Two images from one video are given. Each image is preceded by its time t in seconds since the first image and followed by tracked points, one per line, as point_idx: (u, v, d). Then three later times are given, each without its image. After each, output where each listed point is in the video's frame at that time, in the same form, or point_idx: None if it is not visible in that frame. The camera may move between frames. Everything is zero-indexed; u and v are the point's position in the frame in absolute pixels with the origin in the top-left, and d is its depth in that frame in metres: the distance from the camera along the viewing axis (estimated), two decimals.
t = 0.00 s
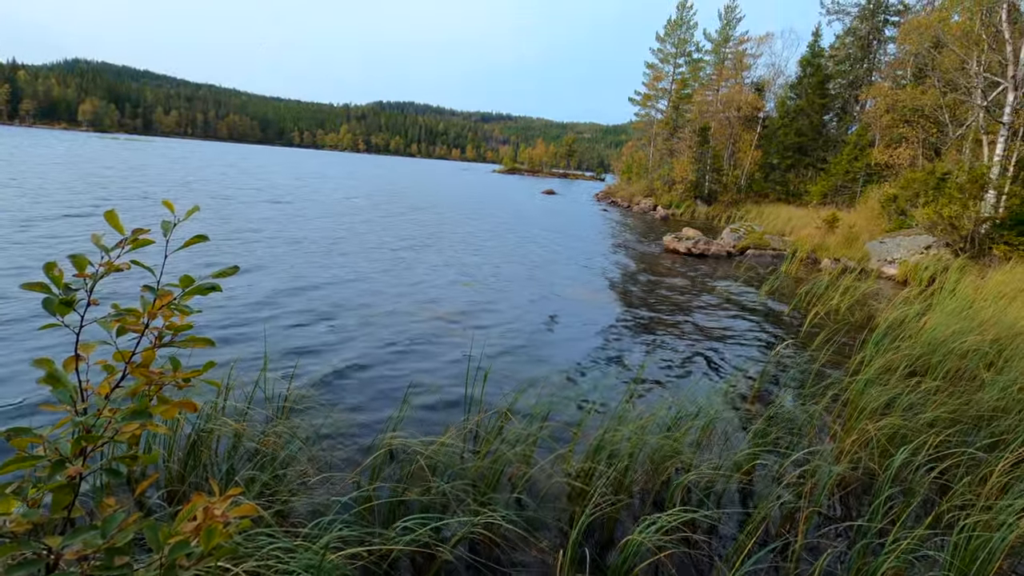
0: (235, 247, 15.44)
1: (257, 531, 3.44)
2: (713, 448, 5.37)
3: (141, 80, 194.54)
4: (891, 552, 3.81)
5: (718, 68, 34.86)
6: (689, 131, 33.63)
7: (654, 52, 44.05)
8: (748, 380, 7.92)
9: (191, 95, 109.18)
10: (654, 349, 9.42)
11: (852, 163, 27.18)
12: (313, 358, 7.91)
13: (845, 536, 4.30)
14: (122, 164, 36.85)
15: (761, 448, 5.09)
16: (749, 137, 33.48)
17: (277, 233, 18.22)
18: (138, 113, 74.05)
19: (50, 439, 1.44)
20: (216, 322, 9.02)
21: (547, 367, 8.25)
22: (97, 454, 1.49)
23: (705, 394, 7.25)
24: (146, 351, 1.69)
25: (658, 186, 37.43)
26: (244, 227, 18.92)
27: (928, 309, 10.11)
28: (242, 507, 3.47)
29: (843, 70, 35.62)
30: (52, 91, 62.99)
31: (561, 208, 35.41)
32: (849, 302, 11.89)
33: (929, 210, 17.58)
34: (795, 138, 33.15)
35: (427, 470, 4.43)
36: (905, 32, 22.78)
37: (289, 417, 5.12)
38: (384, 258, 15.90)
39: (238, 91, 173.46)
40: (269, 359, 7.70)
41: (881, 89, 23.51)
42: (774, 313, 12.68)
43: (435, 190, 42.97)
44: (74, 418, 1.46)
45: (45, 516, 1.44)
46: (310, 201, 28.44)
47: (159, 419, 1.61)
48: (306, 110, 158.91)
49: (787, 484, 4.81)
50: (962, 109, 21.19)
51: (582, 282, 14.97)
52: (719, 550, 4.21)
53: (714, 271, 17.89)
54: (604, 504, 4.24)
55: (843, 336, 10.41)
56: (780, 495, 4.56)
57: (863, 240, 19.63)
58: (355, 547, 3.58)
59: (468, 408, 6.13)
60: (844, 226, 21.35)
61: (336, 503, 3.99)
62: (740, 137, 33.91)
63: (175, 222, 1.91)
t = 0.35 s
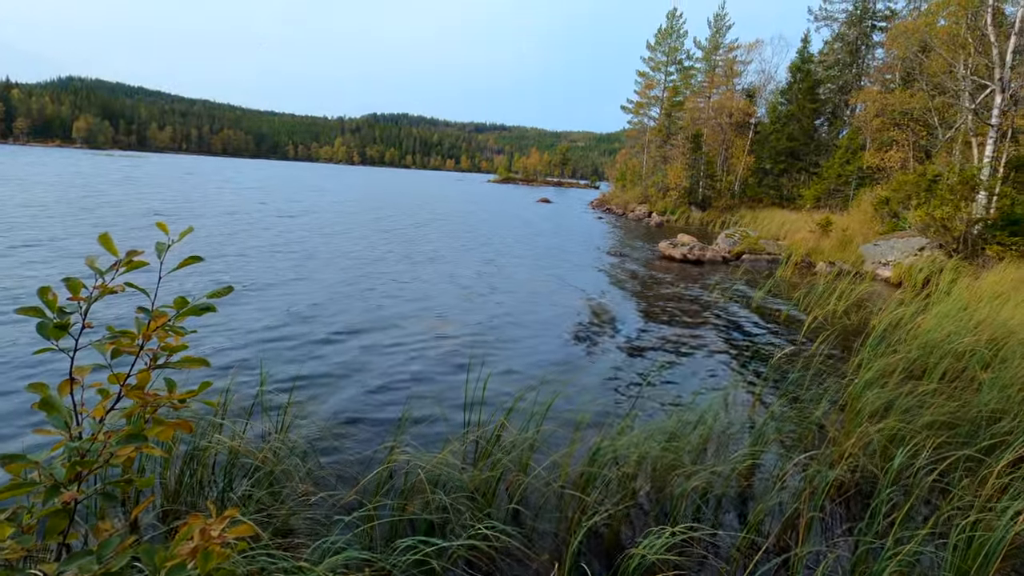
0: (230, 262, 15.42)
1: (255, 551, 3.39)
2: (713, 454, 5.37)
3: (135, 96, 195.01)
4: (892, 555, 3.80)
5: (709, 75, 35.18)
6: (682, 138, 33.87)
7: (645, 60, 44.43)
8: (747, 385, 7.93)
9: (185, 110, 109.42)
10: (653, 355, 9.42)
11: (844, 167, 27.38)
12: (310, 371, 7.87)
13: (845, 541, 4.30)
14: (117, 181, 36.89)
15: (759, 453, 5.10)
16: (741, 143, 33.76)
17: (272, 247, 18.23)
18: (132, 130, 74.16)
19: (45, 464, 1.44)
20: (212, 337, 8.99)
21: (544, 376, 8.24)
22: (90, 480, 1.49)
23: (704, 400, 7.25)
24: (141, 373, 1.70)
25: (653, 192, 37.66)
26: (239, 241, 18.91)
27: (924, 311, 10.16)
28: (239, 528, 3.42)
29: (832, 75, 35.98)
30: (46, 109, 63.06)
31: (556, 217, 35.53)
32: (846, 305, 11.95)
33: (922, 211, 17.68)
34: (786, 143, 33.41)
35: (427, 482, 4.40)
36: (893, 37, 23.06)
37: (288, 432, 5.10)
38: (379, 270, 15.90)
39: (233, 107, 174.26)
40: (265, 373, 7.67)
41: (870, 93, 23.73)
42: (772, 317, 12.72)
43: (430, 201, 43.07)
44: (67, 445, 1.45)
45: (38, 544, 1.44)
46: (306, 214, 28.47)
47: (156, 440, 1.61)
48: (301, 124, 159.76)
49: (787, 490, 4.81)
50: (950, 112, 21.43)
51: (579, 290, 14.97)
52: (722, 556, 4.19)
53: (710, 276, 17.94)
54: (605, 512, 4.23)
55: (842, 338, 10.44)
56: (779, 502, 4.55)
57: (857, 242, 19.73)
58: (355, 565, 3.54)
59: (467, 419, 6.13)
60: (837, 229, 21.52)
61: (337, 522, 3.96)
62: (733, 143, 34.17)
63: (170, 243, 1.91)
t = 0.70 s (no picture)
0: (219, 285, 15.31)
1: None
2: (709, 466, 5.35)
3: (121, 120, 194.59)
4: (892, 562, 3.79)
5: (692, 88, 35.69)
6: (668, 150, 34.24)
7: (629, 74, 45.07)
8: (739, 395, 7.96)
9: (172, 134, 109.38)
10: (645, 368, 9.45)
11: (828, 174, 27.78)
12: (300, 394, 7.78)
13: (845, 550, 4.27)
14: (103, 206, 36.65)
15: (756, 465, 5.08)
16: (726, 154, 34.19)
17: (261, 269, 18.14)
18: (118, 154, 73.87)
19: (26, 508, 1.41)
20: (200, 362, 8.89)
21: (537, 392, 8.21)
22: (74, 524, 1.46)
23: (697, 411, 7.25)
24: (126, 412, 1.67)
25: (641, 204, 37.96)
26: (227, 264, 18.81)
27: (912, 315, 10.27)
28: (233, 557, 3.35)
29: (812, 84, 36.61)
30: (31, 135, 62.68)
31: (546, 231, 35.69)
32: (834, 311, 12.07)
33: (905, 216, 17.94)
34: (771, 152, 33.88)
35: (423, 504, 4.34)
36: (870, 46, 23.53)
37: (279, 457, 5.02)
38: (370, 289, 15.85)
39: (220, 129, 174.31)
40: (255, 397, 7.57)
41: (850, 102, 24.18)
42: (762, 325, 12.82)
43: (420, 218, 43.18)
44: (49, 490, 1.43)
45: None
46: (295, 235, 28.39)
47: (141, 480, 1.59)
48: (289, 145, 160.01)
49: (783, 499, 4.80)
50: (929, 119, 21.83)
51: (570, 303, 15.00)
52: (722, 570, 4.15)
53: (700, 286, 18.04)
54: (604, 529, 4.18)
55: (832, 345, 10.51)
56: (778, 512, 4.53)
57: (844, 249, 19.95)
58: None
59: (461, 439, 6.08)
60: (823, 236, 21.76)
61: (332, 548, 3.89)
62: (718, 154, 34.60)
63: (153, 277, 1.90)
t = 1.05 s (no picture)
0: (212, 302, 15.24)
1: None
2: (706, 481, 5.33)
3: (114, 138, 194.74)
4: None
5: (682, 102, 36.09)
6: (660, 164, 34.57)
7: (621, 89, 45.56)
8: (735, 408, 7.96)
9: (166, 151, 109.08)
10: (641, 381, 9.44)
11: (818, 186, 28.07)
12: (293, 413, 7.72)
13: (844, 565, 4.24)
14: (95, 225, 36.52)
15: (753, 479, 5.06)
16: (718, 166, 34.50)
17: (255, 286, 18.07)
18: (112, 173, 73.83)
19: (12, 545, 1.39)
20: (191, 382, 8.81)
21: (532, 407, 8.17)
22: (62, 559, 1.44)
23: (693, 424, 7.24)
24: (116, 442, 1.66)
25: (634, 216, 38.23)
26: (221, 281, 18.75)
27: (905, 325, 10.31)
28: None
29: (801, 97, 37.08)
30: (23, 154, 62.58)
31: (540, 244, 35.81)
32: (828, 322, 12.11)
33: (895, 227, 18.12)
34: (761, 165, 34.24)
35: (418, 526, 4.29)
36: (856, 60, 23.88)
37: (271, 479, 4.97)
38: (364, 305, 15.82)
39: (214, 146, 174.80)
40: (247, 417, 7.50)
41: (838, 114, 24.51)
42: (757, 336, 12.84)
43: (414, 233, 43.25)
44: (36, 523, 1.41)
45: None
46: (289, 251, 28.35)
47: (131, 513, 1.57)
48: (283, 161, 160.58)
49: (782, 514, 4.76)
50: (915, 130, 22.11)
51: (564, 317, 15.00)
52: None
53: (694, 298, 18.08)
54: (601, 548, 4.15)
55: (826, 356, 10.54)
56: (776, 527, 4.50)
57: (836, 259, 20.10)
58: None
59: (456, 457, 6.03)
60: (815, 247, 21.94)
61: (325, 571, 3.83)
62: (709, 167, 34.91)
63: (145, 305, 1.89)
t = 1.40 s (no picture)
0: (206, 320, 15.17)
1: None
2: (705, 498, 5.29)
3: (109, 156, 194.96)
4: None
5: (674, 118, 36.51)
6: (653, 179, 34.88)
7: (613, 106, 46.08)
8: (732, 423, 7.94)
9: (161, 169, 109.21)
10: (637, 397, 9.43)
11: (809, 201, 28.35)
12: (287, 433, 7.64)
13: None
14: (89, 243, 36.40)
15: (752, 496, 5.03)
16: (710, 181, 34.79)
17: (250, 303, 18.00)
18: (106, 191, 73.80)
19: None
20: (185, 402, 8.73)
21: (528, 426, 8.12)
22: None
23: (690, 441, 7.22)
24: (110, 474, 1.64)
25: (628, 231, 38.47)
26: (216, 299, 18.67)
27: (898, 337, 10.35)
28: None
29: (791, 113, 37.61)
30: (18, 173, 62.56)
31: (535, 260, 35.91)
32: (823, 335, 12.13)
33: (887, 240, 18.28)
34: (753, 179, 34.57)
35: (415, 548, 4.23)
36: (845, 77, 24.26)
37: (266, 501, 4.91)
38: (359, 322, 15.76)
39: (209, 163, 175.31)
40: (241, 438, 7.42)
41: (828, 130, 24.86)
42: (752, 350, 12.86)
43: (409, 249, 43.33)
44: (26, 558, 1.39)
45: None
46: (284, 268, 28.29)
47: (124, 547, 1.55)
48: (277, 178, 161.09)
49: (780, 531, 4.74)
50: (903, 145, 22.41)
51: (560, 333, 14.98)
52: None
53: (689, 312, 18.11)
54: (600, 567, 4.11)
55: (822, 369, 10.56)
56: (776, 545, 4.47)
57: (828, 272, 20.23)
58: None
59: (452, 477, 5.98)
60: (808, 260, 22.08)
61: None
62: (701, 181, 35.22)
63: (141, 334, 1.88)
